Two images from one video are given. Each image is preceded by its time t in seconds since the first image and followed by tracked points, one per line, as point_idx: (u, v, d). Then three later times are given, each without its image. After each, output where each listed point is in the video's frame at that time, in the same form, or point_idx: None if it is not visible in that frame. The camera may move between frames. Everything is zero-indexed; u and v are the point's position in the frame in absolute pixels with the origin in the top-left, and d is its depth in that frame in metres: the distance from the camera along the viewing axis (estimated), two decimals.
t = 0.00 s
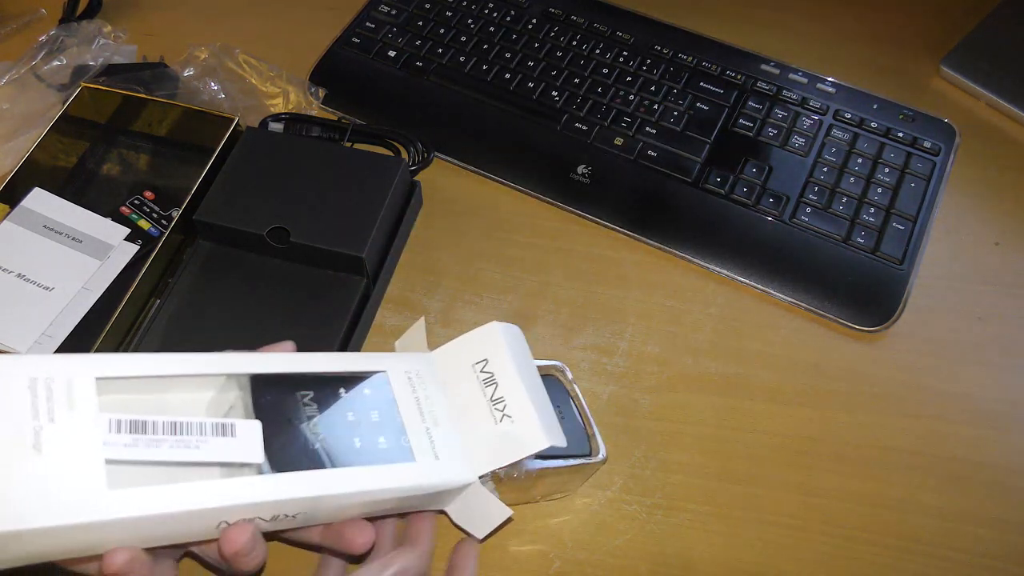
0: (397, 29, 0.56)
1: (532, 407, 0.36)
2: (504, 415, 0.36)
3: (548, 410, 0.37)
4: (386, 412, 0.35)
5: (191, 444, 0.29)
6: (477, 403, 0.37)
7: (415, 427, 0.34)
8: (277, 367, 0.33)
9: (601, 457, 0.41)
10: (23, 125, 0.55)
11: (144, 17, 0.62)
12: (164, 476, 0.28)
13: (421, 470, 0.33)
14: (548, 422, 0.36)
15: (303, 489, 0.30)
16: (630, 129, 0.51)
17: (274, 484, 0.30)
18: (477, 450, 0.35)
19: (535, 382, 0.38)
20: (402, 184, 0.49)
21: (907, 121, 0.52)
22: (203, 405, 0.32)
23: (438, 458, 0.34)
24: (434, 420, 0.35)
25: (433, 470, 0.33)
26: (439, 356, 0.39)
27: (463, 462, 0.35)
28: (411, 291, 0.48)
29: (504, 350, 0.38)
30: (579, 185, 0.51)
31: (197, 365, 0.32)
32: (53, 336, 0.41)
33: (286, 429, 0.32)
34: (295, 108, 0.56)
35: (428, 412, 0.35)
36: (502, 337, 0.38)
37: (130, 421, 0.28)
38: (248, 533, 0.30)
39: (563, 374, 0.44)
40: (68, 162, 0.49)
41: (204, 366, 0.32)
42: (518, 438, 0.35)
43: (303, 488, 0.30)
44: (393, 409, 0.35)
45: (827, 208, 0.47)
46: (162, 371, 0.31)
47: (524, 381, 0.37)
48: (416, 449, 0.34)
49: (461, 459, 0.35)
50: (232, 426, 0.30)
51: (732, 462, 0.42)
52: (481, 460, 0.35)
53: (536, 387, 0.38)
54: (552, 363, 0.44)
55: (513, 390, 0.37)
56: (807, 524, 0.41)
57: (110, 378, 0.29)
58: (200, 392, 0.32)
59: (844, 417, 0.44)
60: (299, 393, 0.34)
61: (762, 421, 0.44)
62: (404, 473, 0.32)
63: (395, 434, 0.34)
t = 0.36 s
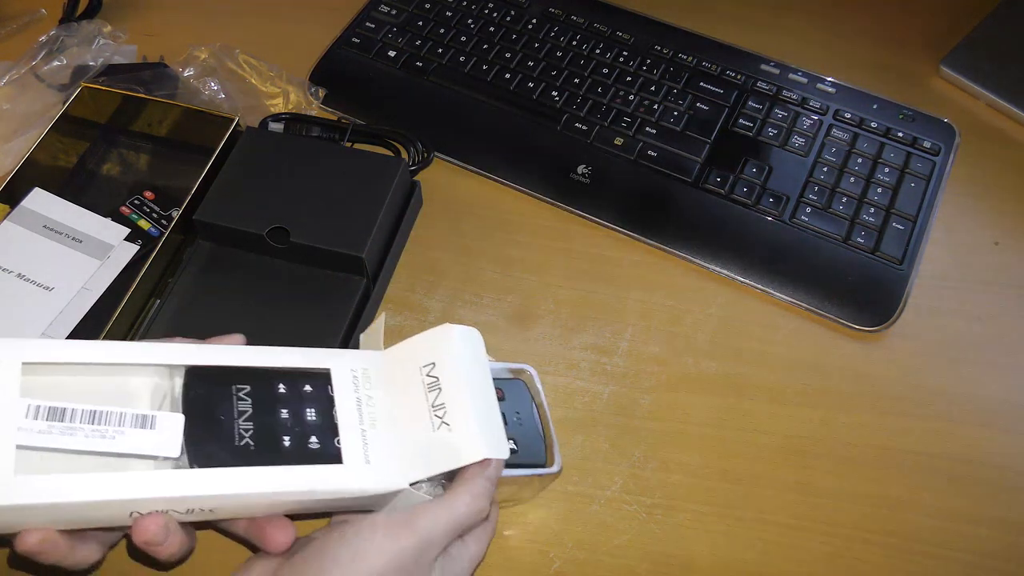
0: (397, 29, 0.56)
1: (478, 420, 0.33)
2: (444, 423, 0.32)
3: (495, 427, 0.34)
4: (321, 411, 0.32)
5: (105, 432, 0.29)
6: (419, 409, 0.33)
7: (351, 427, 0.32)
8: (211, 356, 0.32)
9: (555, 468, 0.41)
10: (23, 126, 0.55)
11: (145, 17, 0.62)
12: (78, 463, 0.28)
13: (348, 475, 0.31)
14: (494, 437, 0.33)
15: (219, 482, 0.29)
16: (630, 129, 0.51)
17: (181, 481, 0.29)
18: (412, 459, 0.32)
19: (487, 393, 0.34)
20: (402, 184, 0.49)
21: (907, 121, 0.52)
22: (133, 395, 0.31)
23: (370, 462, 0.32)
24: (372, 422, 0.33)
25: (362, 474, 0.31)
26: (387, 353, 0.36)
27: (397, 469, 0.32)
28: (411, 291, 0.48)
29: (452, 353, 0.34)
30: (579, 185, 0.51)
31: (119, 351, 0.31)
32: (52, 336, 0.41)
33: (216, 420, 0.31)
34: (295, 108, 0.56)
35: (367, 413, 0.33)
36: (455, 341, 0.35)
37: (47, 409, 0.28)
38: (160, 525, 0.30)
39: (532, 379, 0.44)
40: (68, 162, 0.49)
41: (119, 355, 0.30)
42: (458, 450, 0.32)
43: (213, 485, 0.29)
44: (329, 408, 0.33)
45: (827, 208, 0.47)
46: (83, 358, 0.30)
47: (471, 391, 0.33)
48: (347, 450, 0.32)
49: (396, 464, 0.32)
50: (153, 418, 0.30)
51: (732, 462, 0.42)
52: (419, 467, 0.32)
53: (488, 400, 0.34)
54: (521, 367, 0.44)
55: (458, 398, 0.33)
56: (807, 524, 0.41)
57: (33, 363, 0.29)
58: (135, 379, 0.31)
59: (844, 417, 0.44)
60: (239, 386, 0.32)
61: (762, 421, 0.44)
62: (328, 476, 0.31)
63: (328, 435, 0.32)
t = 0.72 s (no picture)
0: (397, 29, 0.56)
1: (445, 381, 0.33)
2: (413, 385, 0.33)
3: (465, 388, 0.34)
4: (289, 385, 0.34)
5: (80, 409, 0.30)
6: (388, 373, 0.34)
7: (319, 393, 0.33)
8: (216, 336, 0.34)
9: (578, 426, 0.41)
10: (23, 126, 0.55)
11: (145, 17, 0.62)
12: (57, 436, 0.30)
13: (314, 438, 0.32)
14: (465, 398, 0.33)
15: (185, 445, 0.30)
16: (630, 129, 0.51)
17: (142, 450, 0.30)
18: (380, 423, 0.33)
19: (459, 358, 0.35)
20: (402, 184, 0.49)
21: (907, 121, 0.52)
22: (157, 369, 0.34)
23: (341, 426, 0.32)
24: (342, 388, 0.33)
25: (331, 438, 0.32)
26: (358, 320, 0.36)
27: (365, 431, 0.33)
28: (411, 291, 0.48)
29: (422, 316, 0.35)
30: (579, 185, 0.51)
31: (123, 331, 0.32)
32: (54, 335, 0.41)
33: (247, 396, 0.34)
34: (295, 108, 0.56)
35: (336, 378, 0.34)
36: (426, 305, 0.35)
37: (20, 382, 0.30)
38: (122, 491, 0.31)
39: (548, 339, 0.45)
40: (68, 162, 0.49)
41: (116, 330, 0.32)
42: (426, 409, 0.32)
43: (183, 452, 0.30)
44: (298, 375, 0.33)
45: (827, 208, 0.47)
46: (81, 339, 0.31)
47: (440, 352, 0.34)
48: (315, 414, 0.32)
49: (365, 428, 0.33)
50: (119, 388, 0.31)
51: (732, 463, 0.42)
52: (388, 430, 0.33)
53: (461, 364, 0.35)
54: (542, 331, 0.45)
55: (425, 362, 0.33)
56: (807, 524, 0.41)
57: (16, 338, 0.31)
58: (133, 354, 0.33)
59: (844, 417, 0.44)
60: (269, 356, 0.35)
61: (762, 421, 0.44)
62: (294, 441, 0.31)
63: (299, 404, 0.33)
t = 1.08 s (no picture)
0: (397, 29, 0.56)
1: (402, 394, 0.30)
2: (371, 398, 0.30)
3: (428, 403, 0.31)
4: (255, 399, 0.32)
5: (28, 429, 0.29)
6: (347, 385, 0.31)
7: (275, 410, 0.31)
8: (185, 348, 0.32)
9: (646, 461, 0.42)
10: (24, 126, 0.55)
11: (145, 17, 0.62)
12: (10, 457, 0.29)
13: (267, 456, 0.30)
14: (423, 409, 0.30)
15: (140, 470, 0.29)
16: (630, 129, 0.51)
17: (85, 476, 0.29)
18: (335, 439, 0.30)
19: (422, 364, 0.32)
20: (402, 184, 0.49)
21: (907, 121, 0.52)
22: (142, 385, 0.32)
23: (295, 447, 0.30)
24: (300, 406, 0.31)
25: (285, 457, 0.30)
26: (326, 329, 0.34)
27: (320, 448, 0.30)
28: (410, 291, 0.48)
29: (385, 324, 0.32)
30: (579, 185, 0.51)
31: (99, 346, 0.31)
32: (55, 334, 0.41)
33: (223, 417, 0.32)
34: (295, 108, 0.56)
35: (295, 394, 0.31)
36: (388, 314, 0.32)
37: None
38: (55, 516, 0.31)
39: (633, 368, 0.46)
40: (69, 162, 0.49)
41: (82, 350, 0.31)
42: (381, 429, 0.29)
43: (133, 476, 0.29)
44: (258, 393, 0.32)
45: (827, 208, 0.47)
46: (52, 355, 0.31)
47: (400, 363, 0.31)
48: (269, 433, 0.30)
49: (321, 446, 0.30)
50: (71, 411, 0.30)
51: (732, 463, 0.42)
52: (343, 445, 0.30)
53: (421, 369, 0.31)
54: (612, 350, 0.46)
55: (385, 374, 0.31)
56: (807, 524, 0.41)
57: None
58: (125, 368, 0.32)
59: (844, 417, 0.44)
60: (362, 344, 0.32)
61: (762, 421, 0.44)
62: (245, 462, 0.29)
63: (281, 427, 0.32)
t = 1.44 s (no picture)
0: (397, 29, 0.56)
1: (254, 387, 0.31)
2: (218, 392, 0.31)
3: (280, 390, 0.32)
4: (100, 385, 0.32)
5: None
6: (196, 376, 0.32)
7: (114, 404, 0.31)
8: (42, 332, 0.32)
9: (741, 474, 0.41)
10: (24, 126, 0.55)
11: (145, 17, 0.62)
12: None
13: (105, 452, 0.30)
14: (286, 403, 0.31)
15: None
16: (630, 129, 0.51)
17: None
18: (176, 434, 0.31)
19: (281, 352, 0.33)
20: (402, 184, 0.49)
21: (907, 121, 0.52)
22: None
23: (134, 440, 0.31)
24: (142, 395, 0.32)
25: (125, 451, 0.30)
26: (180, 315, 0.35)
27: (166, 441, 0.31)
28: (411, 291, 0.49)
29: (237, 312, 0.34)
30: (579, 185, 0.51)
31: None
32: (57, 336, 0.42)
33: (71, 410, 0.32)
34: (295, 108, 0.56)
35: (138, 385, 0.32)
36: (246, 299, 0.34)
37: None
38: None
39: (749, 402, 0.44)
40: (69, 162, 0.49)
41: None
42: (227, 419, 0.31)
43: None
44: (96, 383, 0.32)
45: (827, 208, 0.47)
46: None
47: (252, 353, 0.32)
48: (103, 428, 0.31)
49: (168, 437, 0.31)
50: None
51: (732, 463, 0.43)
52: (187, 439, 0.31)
53: (279, 358, 0.33)
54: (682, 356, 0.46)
55: (237, 365, 0.32)
56: (808, 524, 0.41)
57: None
58: None
59: (844, 417, 0.44)
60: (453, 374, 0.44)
61: (761, 421, 0.44)
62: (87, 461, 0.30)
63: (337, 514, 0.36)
